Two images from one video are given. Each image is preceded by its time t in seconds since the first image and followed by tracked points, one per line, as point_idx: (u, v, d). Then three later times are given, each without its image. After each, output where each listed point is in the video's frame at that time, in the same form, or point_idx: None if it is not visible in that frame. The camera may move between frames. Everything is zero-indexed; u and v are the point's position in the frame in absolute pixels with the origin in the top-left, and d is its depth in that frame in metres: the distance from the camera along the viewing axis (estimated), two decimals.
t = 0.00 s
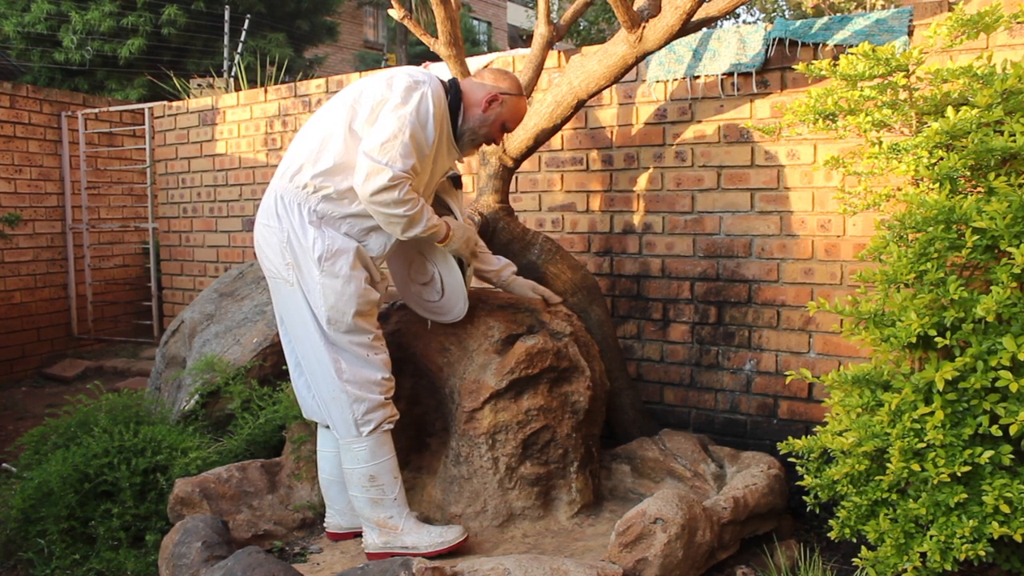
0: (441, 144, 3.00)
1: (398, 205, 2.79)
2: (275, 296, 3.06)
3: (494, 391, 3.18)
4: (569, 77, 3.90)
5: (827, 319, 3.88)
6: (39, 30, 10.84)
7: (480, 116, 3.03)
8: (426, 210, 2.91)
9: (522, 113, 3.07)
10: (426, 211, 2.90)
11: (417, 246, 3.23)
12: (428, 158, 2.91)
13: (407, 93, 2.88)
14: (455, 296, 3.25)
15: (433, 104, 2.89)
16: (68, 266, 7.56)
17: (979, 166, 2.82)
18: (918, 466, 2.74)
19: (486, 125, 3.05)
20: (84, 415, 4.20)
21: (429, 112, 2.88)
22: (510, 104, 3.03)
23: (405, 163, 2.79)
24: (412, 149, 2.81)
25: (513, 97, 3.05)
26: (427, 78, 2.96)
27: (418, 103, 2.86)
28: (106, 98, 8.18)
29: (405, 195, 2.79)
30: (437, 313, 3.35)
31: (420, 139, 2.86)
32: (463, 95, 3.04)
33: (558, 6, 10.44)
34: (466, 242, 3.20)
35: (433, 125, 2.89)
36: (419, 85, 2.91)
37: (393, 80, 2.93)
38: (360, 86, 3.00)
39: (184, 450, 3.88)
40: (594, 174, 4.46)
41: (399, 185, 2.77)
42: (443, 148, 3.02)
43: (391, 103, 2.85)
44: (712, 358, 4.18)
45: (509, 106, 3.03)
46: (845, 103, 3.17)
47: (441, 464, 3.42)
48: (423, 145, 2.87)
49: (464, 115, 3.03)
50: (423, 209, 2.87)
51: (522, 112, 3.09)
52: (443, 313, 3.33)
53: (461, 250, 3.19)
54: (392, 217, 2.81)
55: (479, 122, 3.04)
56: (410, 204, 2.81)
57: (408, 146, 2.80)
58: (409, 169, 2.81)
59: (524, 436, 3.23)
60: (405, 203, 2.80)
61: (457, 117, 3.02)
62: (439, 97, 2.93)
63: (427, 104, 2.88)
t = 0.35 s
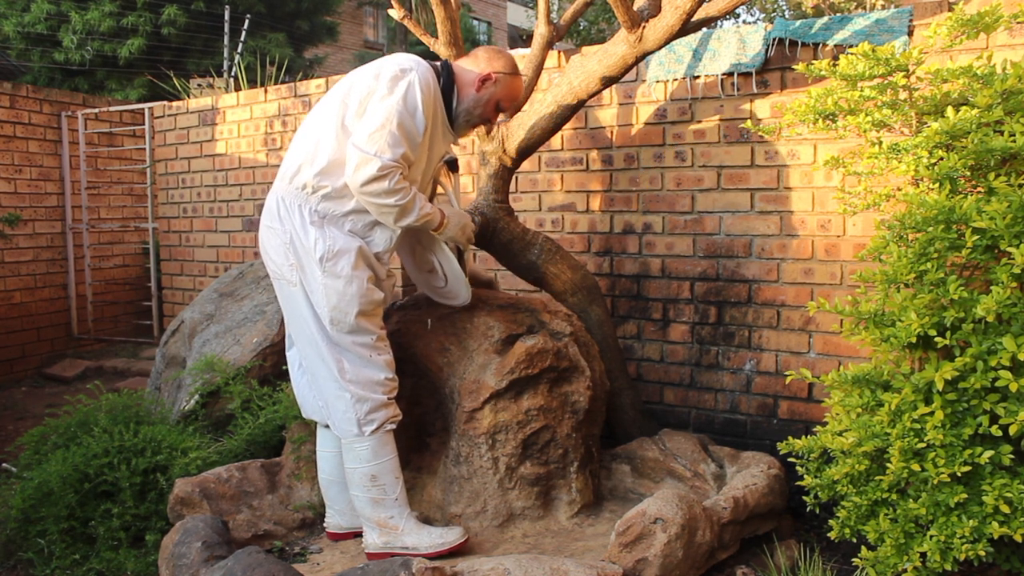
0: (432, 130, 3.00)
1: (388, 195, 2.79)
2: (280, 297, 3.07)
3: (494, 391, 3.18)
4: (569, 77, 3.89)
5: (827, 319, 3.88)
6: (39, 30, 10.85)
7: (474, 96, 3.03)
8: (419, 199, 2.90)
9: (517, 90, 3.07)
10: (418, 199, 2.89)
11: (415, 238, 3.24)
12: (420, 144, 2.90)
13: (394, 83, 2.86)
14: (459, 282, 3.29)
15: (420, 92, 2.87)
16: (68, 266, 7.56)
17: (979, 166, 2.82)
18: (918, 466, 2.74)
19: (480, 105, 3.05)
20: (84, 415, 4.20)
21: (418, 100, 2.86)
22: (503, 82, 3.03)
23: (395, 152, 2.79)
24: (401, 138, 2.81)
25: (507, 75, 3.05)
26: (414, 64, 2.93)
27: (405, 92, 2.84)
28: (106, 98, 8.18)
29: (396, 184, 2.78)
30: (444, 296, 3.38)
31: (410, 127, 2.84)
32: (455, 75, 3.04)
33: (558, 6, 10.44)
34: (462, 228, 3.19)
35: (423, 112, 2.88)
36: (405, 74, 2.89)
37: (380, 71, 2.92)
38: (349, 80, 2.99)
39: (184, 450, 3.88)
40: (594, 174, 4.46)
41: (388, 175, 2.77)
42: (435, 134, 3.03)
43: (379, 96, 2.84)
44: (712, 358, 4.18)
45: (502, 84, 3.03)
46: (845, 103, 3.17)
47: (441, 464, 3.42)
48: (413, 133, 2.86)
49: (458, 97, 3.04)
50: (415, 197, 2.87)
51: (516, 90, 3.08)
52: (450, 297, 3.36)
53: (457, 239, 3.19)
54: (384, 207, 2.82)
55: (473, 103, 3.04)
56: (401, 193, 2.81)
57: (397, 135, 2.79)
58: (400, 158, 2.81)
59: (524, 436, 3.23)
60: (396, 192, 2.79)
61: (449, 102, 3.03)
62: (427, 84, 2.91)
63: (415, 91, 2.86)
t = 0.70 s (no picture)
0: (425, 117, 3.01)
1: (379, 184, 2.79)
2: (284, 299, 3.06)
3: (494, 391, 3.18)
4: (569, 77, 3.89)
5: (827, 319, 3.88)
6: (39, 30, 10.85)
7: (456, 66, 3.03)
8: (412, 187, 2.91)
9: (501, 56, 3.00)
10: (411, 188, 2.90)
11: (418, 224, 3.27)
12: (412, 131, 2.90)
13: (382, 74, 2.87)
14: (458, 269, 3.27)
15: (409, 80, 2.87)
16: (68, 266, 7.56)
17: (979, 166, 2.82)
18: (918, 466, 2.74)
19: (462, 75, 3.02)
20: (84, 415, 4.20)
21: (407, 87, 2.86)
22: (484, 48, 2.99)
23: (384, 141, 2.79)
24: (390, 127, 2.81)
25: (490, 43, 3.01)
26: (402, 53, 2.93)
27: (393, 81, 2.84)
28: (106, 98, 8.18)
29: (387, 173, 2.79)
30: (440, 288, 3.36)
31: (400, 116, 2.84)
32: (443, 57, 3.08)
33: (558, 7, 10.44)
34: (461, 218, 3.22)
35: (413, 99, 2.87)
36: (394, 63, 2.89)
37: (368, 63, 2.92)
38: (342, 74, 3.00)
39: (184, 450, 3.88)
40: (594, 174, 4.46)
41: (379, 163, 2.77)
42: (428, 121, 3.03)
43: (368, 87, 2.84)
44: (712, 358, 4.18)
45: (484, 52, 2.99)
46: (845, 103, 3.17)
47: (442, 464, 3.42)
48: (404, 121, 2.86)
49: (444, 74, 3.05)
50: (408, 185, 2.87)
51: (502, 60, 3.00)
52: (448, 289, 3.34)
53: (457, 228, 3.21)
54: (377, 197, 2.83)
55: (455, 73, 3.03)
56: (393, 182, 2.81)
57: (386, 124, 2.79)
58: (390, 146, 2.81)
59: (524, 436, 3.23)
60: (387, 181, 2.80)
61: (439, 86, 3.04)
62: (416, 72, 2.91)
63: (404, 80, 2.86)
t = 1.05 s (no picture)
0: (418, 117, 2.99)
1: (372, 186, 2.80)
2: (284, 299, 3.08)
3: (494, 391, 3.18)
4: (569, 77, 3.90)
5: (827, 319, 3.88)
6: (39, 30, 10.85)
7: (456, 67, 3.04)
8: (406, 190, 2.90)
9: (503, 58, 3.00)
10: (405, 190, 2.89)
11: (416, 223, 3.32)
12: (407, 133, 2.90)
13: (376, 74, 2.87)
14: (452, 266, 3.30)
15: (403, 79, 2.86)
16: (68, 266, 7.56)
17: (979, 166, 2.82)
18: (918, 466, 2.74)
19: (462, 76, 3.04)
20: (85, 415, 4.20)
21: (399, 87, 2.85)
22: (484, 49, 2.98)
23: (377, 142, 2.80)
24: (383, 128, 2.81)
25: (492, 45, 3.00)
26: (397, 52, 2.93)
27: (386, 80, 2.84)
28: (106, 98, 8.18)
29: (379, 175, 2.79)
30: (438, 283, 3.39)
31: (395, 117, 2.84)
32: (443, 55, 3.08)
33: (558, 7, 10.44)
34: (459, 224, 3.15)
35: (406, 99, 2.86)
36: (386, 63, 2.89)
37: (362, 63, 2.93)
38: (337, 75, 3.01)
39: (184, 450, 3.88)
40: (594, 174, 4.46)
41: (371, 165, 2.78)
42: (422, 122, 3.02)
43: (362, 88, 2.85)
44: (712, 358, 4.18)
45: (484, 53, 2.99)
46: (845, 103, 3.17)
47: (442, 465, 3.42)
48: (399, 122, 2.86)
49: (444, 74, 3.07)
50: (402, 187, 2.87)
51: (502, 61, 3.01)
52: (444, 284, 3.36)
53: (454, 239, 3.17)
54: (369, 198, 2.83)
55: (456, 75, 3.04)
56: (385, 183, 2.81)
57: (379, 124, 2.80)
58: (383, 147, 2.81)
59: (524, 436, 3.23)
60: (380, 183, 2.80)
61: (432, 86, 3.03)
62: (410, 71, 2.90)
63: (396, 79, 2.85)
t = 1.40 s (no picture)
0: (412, 118, 2.98)
1: (360, 187, 2.81)
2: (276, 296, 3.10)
3: (494, 391, 3.19)
4: (569, 77, 3.90)
5: (827, 319, 3.88)
6: (39, 30, 10.85)
7: (456, 72, 3.06)
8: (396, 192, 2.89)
9: (504, 64, 3.05)
10: (395, 192, 2.89)
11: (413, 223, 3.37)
12: (399, 134, 2.90)
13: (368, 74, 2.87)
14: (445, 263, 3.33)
15: (395, 80, 2.86)
16: (68, 266, 7.56)
17: (979, 166, 2.82)
18: (918, 466, 2.74)
19: (463, 81, 3.06)
20: (85, 415, 4.20)
21: (390, 87, 2.84)
22: (486, 56, 3.02)
23: (366, 142, 2.80)
24: (372, 128, 2.81)
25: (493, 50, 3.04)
26: (391, 52, 2.93)
27: (377, 81, 2.84)
28: (105, 98, 8.18)
29: (367, 176, 2.80)
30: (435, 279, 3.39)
31: (386, 118, 2.85)
32: (442, 58, 3.09)
33: (558, 7, 10.43)
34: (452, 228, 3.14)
35: (397, 99, 2.85)
36: (379, 63, 2.89)
37: (356, 63, 2.93)
38: (333, 75, 3.02)
39: (184, 450, 3.88)
40: (594, 174, 4.46)
41: (358, 165, 2.78)
42: (416, 121, 3.00)
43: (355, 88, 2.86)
44: (712, 358, 4.18)
45: (485, 59, 3.03)
46: (845, 103, 3.17)
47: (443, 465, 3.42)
48: (390, 123, 2.86)
49: (443, 77, 3.09)
50: (391, 188, 2.86)
51: (502, 66, 3.05)
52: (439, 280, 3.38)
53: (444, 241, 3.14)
54: (357, 199, 2.84)
55: (456, 80, 3.06)
56: (373, 185, 2.81)
57: (369, 125, 2.81)
58: (372, 148, 2.82)
59: (524, 436, 3.23)
60: (368, 184, 2.80)
61: (425, 84, 3.02)
62: (403, 72, 2.90)
63: (387, 80, 2.85)
